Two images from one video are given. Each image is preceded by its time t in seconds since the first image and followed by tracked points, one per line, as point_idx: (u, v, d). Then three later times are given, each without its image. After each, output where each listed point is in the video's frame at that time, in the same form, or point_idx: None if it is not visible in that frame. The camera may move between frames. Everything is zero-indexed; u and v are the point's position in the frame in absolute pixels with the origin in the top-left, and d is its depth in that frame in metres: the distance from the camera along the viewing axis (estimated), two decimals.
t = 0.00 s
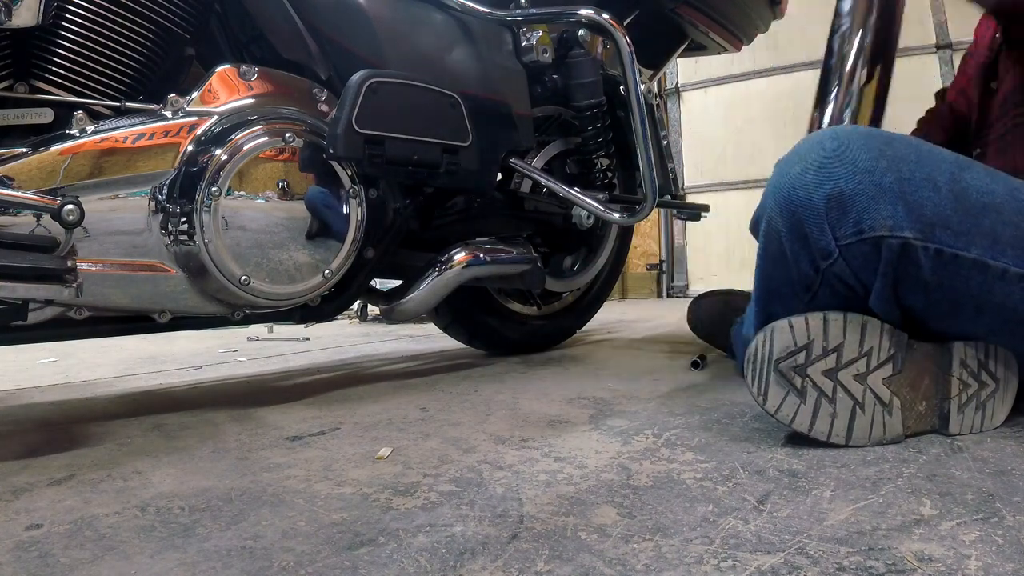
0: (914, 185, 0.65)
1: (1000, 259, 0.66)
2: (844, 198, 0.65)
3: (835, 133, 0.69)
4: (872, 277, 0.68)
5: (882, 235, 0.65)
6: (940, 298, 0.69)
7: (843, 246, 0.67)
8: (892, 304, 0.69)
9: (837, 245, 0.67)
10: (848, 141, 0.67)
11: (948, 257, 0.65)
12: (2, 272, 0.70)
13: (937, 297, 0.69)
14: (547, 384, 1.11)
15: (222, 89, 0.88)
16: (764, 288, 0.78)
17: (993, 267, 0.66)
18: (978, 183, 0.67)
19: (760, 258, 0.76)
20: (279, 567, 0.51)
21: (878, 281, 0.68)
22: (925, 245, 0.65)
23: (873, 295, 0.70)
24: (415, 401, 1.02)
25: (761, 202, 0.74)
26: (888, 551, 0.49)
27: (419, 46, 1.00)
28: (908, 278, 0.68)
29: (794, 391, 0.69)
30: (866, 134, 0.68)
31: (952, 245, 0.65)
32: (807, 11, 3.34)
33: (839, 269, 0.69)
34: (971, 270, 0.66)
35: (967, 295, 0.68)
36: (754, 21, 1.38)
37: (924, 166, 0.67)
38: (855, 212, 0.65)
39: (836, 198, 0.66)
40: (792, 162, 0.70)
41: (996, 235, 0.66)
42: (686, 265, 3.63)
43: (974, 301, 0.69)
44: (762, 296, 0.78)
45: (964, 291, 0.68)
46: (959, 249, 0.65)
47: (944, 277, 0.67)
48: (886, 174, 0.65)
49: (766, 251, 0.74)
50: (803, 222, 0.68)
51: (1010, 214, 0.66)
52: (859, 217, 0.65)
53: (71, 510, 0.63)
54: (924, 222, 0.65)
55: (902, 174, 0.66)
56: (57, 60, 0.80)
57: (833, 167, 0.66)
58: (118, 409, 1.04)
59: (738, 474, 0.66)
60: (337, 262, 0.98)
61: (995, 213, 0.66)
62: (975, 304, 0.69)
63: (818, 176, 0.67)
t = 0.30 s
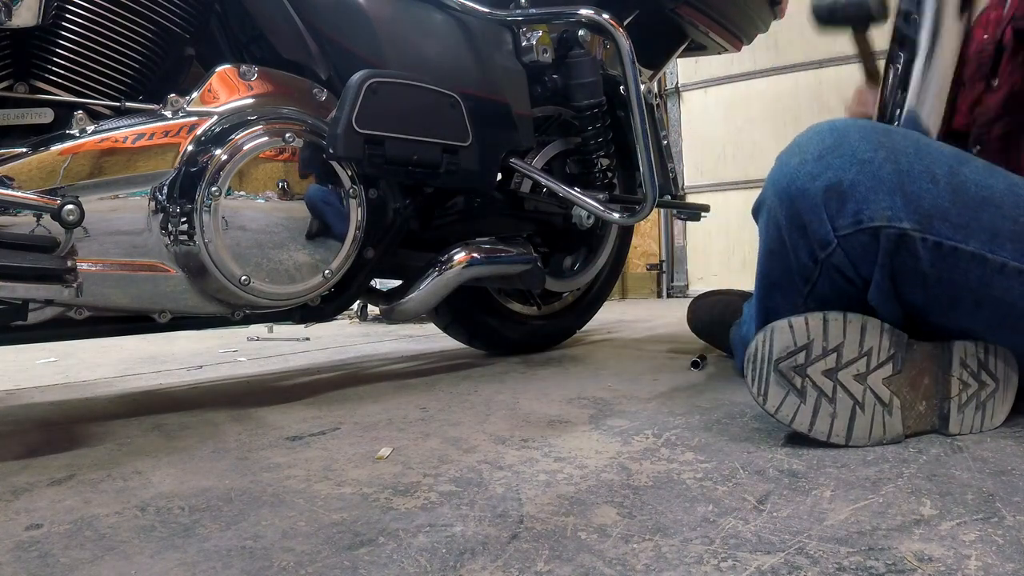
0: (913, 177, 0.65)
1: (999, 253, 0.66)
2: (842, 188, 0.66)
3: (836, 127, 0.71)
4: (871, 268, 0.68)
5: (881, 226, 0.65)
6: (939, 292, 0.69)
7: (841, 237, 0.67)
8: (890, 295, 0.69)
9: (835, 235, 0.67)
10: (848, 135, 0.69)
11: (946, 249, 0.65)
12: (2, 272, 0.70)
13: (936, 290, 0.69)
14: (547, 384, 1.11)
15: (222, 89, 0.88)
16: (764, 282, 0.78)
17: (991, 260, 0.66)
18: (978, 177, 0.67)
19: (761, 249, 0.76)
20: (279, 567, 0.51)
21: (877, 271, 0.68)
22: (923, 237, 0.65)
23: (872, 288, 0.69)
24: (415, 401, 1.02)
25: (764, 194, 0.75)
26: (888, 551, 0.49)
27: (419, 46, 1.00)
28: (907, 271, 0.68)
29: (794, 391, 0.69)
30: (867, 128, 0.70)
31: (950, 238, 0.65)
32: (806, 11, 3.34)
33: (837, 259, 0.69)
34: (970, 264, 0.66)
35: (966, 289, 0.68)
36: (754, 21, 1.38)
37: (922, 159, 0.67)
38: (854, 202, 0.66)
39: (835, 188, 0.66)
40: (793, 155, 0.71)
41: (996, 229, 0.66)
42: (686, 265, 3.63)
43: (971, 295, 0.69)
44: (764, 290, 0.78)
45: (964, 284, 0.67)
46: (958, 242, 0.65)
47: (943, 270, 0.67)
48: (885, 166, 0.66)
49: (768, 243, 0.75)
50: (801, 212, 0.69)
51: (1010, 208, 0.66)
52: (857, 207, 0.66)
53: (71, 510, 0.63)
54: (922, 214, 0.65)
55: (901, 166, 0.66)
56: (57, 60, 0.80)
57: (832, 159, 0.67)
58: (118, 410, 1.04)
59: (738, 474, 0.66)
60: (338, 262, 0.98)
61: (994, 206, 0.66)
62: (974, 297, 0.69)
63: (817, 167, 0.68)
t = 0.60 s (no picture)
0: (913, 180, 0.65)
1: (999, 254, 0.66)
2: (843, 191, 0.65)
3: (834, 128, 0.70)
4: (872, 270, 0.68)
5: (882, 229, 0.65)
6: (940, 294, 0.69)
7: (843, 240, 0.67)
8: (890, 297, 0.69)
9: (837, 239, 0.67)
10: (847, 136, 0.67)
11: (947, 251, 0.65)
12: (2, 272, 0.70)
13: (937, 292, 0.69)
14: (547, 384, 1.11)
15: (222, 89, 0.88)
16: (763, 285, 0.77)
17: (992, 262, 0.66)
18: (977, 178, 0.68)
19: (759, 252, 0.76)
20: (279, 567, 0.51)
21: (878, 274, 0.67)
22: (924, 239, 0.65)
23: (872, 289, 0.69)
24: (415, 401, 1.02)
25: (761, 196, 0.73)
26: (888, 551, 0.49)
27: (420, 47, 1.00)
28: (907, 273, 0.68)
29: (787, 389, 0.70)
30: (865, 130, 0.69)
31: (950, 240, 0.65)
32: (806, 11, 3.34)
33: (839, 262, 0.68)
34: (970, 265, 0.66)
35: (966, 291, 0.68)
36: (754, 21, 1.38)
37: (921, 161, 0.67)
38: (855, 206, 0.65)
39: (836, 192, 0.66)
40: (792, 157, 0.70)
41: (996, 230, 0.66)
42: (686, 265, 3.63)
43: (971, 297, 0.69)
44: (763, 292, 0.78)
45: (964, 285, 0.68)
46: (958, 244, 0.65)
47: (943, 272, 0.67)
48: (885, 169, 0.66)
49: (766, 246, 0.74)
50: (802, 215, 0.68)
51: (1009, 210, 0.66)
52: (859, 211, 0.65)
53: (71, 510, 0.63)
54: (922, 216, 0.65)
55: (900, 168, 0.66)
56: (57, 60, 0.80)
57: (832, 161, 0.67)
58: (118, 410, 1.04)
59: (738, 474, 0.66)
60: (337, 262, 0.98)
61: (993, 207, 0.66)
62: (975, 300, 0.69)
63: (817, 170, 0.67)
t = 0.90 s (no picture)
0: (915, 169, 0.66)
1: (1000, 245, 0.66)
2: (845, 177, 0.66)
3: (837, 117, 0.70)
4: (873, 257, 0.68)
5: (883, 215, 0.65)
6: (940, 283, 0.69)
7: (844, 225, 0.67)
8: (890, 285, 0.69)
9: (838, 224, 0.67)
10: (850, 124, 0.68)
11: (948, 240, 0.65)
12: (2, 272, 0.70)
13: (937, 280, 0.69)
14: (547, 384, 1.11)
15: (222, 89, 0.88)
16: (764, 275, 0.77)
17: (992, 253, 0.66)
18: (977, 170, 0.68)
19: (761, 241, 0.76)
20: (279, 567, 0.51)
21: (879, 260, 0.67)
22: (924, 227, 0.65)
23: (873, 277, 0.69)
24: (415, 401, 1.02)
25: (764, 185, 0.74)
26: (888, 551, 0.49)
27: (420, 47, 1.00)
28: (908, 260, 0.68)
29: (787, 389, 0.70)
30: (867, 118, 0.69)
31: (951, 228, 0.65)
32: (806, 11, 3.34)
33: (840, 248, 0.69)
34: (970, 254, 0.66)
35: (966, 280, 0.68)
36: (755, 21, 1.38)
37: (923, 150, 0.67)
38: (857, 191, 0.65)
39: (838, 177, 0.66)
40: (795, 144, 0.70)
41: (996, 221, 0.66)
42: (686, 265, 3.63)
43: (971, 286, 0.69)
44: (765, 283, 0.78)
45: (964, 275, 0.68)
46: (959, 233, 0.65)
47: (944, 261, 0.67)
48: (887, 156, 0.66)
49: (768, 234, 0.74)
50: (803, 201, 0.68)
51: (1011, 201, 0.66)
52: (860, 196, 0.65)
53: (71, 510, 0.63)
54: (923, 204, 0.65)
55: (902, 156, 0.66)
56: (57, 60, 0.80)
57: (835, 148, 0.67)
58: (118, 410, 1.04)
59: (738, 474, 0.66)
60: (337, 262, 0.98)
61: (995, 198, 0.66)
62: (975, 288, 0.69)
63: (820, 155, 0.67)
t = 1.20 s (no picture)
0: (916, 175, 0.66)
1: (1001, 251, 0.66)
2: (845, 185, 0.66)
3: (837, 124, 0.71)
4: (874, 263, 0.69)
5: (883, 223, 0.65)
6: (941, 290, 0.70)
7: (845, 233, 0.68)
8: (891, 290, 0.70)
9: (839, 232, 0.68)
10: (851, 131, 0.69)
11: (949, 246, 0.66)
12: (2, 272, 0.70)
13: (938, 287, 0.69)
14: (547, 384, 1.11)
15: (222, 89, 0.88)
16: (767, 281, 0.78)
17: (993, 258, 0.66)
18: (977, 175, 0.67)
19: (763, 245, 0.77)
20: (279, 567, 0.51)
21: (880, 268, 0.68)
22: (926, 234, 0.65)
23: (873, 282, 0.70)
24: (415, 401, 1.02)
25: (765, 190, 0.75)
26: (888, 551, 0.49)
27: (419, 47, 1.00)
28: (909, 267, 0.68)
29: (788, 385, 0.69)
30: (868, 124, 0.69)
31: (952, 235, 0.65)
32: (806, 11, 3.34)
33: (842, 255, 0.69)
34: (971, 261, 0.66)
35: (966, 286, 0.68)
36: (755, 21, 1.38)
37: (923, 157, 0.67)
38: (857, 199, 0.66)
39: (837, 186, 0.67)
40: (795, 150, 0.71)
41: (996, 226, 0.66)
42: (686, 265, 3.63)
43: (972, 292, 0.69)
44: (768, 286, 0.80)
45: (965, 281, 0.68)
46: (960, 239, 0.65)
47: (945, 267, 0.67)
48: (888, 163, 0.66)
49: (770, 239, 0.76)
50: (805, 208, 0.69)
51: (1012, 206, 0.66)
52: (861, 204, 0.66)
53: (71, 510, 0.63)
54: (924, 210, 0.65)
55: (903, 163, 0.66)
56: (57, 60, 0.80)
57: (835, 155, 0.67)
58: (118, 410, 1.04)
59: (738, 474, 0.66)
60: (337, 261, 0.98)
61: (996, 204, 0.66)
62: (974, 293, 0.69)
63: (820, 163, 0.68)
